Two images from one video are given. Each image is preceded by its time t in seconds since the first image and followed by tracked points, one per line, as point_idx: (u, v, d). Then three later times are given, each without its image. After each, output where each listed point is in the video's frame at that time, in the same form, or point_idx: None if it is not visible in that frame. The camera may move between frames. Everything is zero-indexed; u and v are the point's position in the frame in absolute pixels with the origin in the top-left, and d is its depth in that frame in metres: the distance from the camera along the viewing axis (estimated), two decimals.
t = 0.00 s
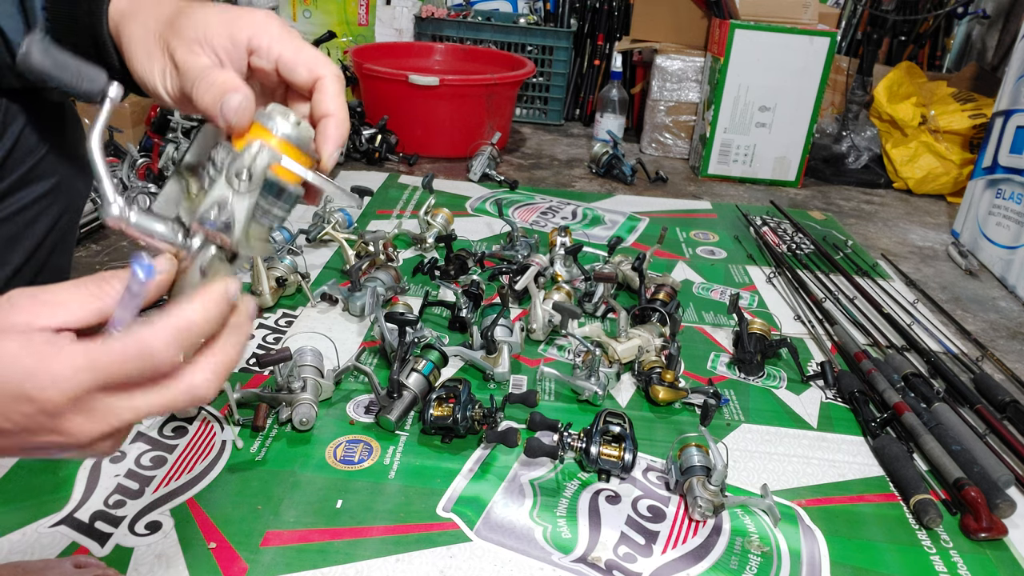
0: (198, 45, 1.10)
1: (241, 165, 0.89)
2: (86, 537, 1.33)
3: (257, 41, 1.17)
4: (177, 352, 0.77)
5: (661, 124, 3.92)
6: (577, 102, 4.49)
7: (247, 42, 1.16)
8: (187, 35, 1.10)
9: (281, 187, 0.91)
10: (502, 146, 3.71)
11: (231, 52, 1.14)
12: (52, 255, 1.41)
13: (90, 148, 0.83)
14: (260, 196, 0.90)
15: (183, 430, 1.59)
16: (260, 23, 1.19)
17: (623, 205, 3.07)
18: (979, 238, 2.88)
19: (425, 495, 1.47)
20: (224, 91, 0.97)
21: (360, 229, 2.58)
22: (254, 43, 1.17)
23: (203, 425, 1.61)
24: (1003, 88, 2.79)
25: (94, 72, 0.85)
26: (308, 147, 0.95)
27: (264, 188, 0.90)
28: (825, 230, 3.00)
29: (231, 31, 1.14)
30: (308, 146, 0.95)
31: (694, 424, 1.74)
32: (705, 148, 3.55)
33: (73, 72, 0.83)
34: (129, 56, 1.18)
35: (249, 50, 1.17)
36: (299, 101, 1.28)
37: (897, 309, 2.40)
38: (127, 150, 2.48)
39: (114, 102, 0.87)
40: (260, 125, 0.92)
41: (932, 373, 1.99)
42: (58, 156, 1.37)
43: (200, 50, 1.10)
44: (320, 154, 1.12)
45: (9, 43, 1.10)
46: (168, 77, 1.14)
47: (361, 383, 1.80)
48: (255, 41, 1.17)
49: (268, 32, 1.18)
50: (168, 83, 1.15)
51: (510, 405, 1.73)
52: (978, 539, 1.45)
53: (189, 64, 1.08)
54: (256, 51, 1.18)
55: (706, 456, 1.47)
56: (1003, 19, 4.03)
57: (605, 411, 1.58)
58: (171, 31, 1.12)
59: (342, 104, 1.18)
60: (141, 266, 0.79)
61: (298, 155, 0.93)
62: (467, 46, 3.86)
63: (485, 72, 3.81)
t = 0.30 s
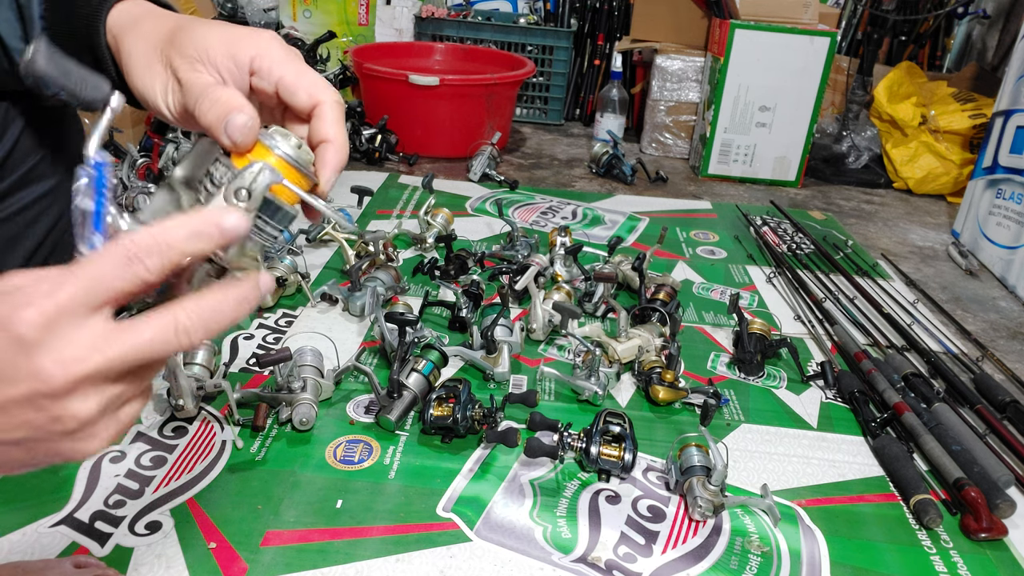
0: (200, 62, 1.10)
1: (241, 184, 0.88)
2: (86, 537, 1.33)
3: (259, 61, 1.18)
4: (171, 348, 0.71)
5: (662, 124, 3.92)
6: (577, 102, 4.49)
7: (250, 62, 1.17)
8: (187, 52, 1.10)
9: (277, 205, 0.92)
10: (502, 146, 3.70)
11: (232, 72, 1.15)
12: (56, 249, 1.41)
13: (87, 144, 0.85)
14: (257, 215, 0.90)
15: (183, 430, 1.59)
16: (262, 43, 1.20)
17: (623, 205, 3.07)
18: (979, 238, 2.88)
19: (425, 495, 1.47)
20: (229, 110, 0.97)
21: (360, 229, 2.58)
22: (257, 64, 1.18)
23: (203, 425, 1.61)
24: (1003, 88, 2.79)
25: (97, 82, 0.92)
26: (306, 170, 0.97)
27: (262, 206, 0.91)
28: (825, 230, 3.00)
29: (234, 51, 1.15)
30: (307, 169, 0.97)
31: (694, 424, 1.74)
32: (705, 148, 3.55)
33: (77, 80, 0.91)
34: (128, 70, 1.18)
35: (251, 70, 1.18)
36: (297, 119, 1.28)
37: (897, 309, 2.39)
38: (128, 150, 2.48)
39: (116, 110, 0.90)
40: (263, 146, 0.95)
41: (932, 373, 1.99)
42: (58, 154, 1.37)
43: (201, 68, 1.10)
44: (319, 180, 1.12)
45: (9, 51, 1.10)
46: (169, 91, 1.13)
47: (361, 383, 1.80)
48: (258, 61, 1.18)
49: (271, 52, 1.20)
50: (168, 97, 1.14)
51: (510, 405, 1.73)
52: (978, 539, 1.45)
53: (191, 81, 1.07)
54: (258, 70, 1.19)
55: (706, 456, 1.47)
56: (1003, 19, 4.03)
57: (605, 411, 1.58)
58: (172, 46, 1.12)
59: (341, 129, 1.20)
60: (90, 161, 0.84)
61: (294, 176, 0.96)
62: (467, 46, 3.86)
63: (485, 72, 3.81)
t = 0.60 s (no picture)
0: (190, 64, 1.06)
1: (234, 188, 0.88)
2: (86, 537, 1.33)
3: (251, 60, 1.12)
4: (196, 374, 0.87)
5: (661, 124, 3.92)
6: (577, 102, 4.50)
7: (241, 60, 1.12)
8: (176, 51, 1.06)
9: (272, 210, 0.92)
10: (502, 146, 3.70)
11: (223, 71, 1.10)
12: (55, 250, 1.40)
13: (69, 147, 0.85)
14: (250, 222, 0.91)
15: (183, 430, 1.59)
16: (254, 40, 1.15)
17: (623, 205, 3.07)
18: (979, 238, 2.88)
19: (425, 495, 1.47)
20: (222, 109, 0.94)
21: (360, 229, 2.58)
22: (249, 62, 1.12)
23: (203, 425, 1.61)
24: (1003, 88, 2.79)
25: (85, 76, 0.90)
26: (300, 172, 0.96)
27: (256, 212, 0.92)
28: (825, 230, 3.00)
29: (224, 48, 1.10)
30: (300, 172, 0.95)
31: (694, 424, 1.74)
32: (705, 148, 3.55)
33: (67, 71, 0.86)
34: (116, 74, 1.14)
35: (243, 69, 1.12)
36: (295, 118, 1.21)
37: (897, 309, 2.40)
38: (128, 150, 2.48)
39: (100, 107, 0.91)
40: (255, 147, 0.92)
41: (932, 373, 1.99)
42: (55, 157, 1.35)
43: (191, 68, 1.06)
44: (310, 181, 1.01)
45: None
46: (158, 95, 1.09)
47: (361, 383, 1.80)
48: (250, 59, 1.12)
49: (264, 50, 1.14)
50: (158, 101, 1.10)
51: (510, 405, 1.73)
52: (978, 539, 1.45)
53: (181, 81, 1.04)
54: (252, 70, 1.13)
55: (706, 456, 1.47)
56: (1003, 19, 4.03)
57: (605, 411, 1.58)
58: (161, 48, 1.08)
59: (333, 130, 1.10)
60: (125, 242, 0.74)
61: (288, 179, 0.94)
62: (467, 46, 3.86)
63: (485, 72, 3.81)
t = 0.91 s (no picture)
0: (206, 71, 1.06)
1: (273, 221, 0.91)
2: (86, 537, 1.34)
3: (268, 73, 1.14)
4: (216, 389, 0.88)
5: (662, 124, 3.92)
6: (577, 102, 4.50)
7: (258, 74, 1.13)
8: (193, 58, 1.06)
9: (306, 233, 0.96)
10: (502, 146, 3.71)
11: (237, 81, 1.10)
12: (51, 256, 1.39)
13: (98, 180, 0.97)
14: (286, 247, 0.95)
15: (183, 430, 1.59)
16: (268, 55, 1.15)
17: (623, 205, 3.07)
18: (979, 238, 2.88)
19: (425, 495, 1.47)
20: (238, 122, 0.95)
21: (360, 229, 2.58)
22: (264, 75, 1.14)
23: (203, 425, 1.61)
24: (1003, 88, 2.79)
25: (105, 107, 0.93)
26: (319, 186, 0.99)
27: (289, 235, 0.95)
28: (825, 230, 3.00)
29: (241, 60, 1.11)
30: (316, 183, 0.97)
31: (694, 424, 1.74)
32: (705, 149, 3.56)
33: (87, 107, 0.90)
34: (124, 75, 1.11)
35: (258, 82, 1.13)
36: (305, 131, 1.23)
37: (897, 309, 2.40)
38: (129, 150, 2.49)
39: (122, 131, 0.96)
40: (271, 161, 0.95)
41: (932, 373, 1.99)
42: (55, 162, 1.34)
43: (209, 77, 1.06)
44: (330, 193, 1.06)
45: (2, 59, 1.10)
46: (172, 100, 1.07)
47: (361, 383, 1.80)
48: (266, 72, 1.13)
49: (278, 62, 1.15)
50: (171, 107, 1.07)
51: (510, 405, 1.73)
52: (978, 539, 1.45)
53: (197, 88, 1.03)
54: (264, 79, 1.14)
55: (706, 456, 1.47)
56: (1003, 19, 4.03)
57: (605, 411, 1.58)
58: (177, 54, 1.08)
59: (349, 139, 1.12)
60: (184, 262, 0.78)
61: (304, 191, 0.96)
62: (467, 46, 3.86)
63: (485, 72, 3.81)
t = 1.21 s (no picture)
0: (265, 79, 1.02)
1: (355, 267, 0.88)
2: (86, 537, 1.34)
3: (325, 91, 1.08)
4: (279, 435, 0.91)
5: (661, 124, 3.92)
6: (577, 102, 4.50)
7: (312, 91, 1.07)
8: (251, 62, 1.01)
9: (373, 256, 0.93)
10: (502, 147, 3.71)
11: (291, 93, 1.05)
12: (46, 268, 1.17)
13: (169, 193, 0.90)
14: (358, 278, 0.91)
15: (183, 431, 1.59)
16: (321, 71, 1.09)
17: (623, 206, 3.07)
18: (979, 238, 2.88)
19: (425, 495, 1.47)
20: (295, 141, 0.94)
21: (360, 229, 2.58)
22: (319, 93, 1.08)
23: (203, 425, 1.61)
24: (1003, 88, 2.79)
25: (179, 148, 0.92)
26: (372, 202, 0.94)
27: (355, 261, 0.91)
28: (825, 230, 3.00)
29: (300, 76, 1.06)
30: (373, 211, 0.90)
31: (694, 424, 1.74)
32: (705, 149, 3.56)
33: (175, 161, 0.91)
34: (158, 63, 0.99)
35: (311, 100, 1.08)
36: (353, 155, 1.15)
37: (897, 309, 2.40)
38: (129, 151, 2.52)
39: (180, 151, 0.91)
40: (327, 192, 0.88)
41: (932, 373, 1.99)
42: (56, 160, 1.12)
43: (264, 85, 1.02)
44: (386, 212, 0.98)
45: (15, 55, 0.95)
46: (220, 102, 0.99)
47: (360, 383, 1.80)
48: (323, 91, 1.08)
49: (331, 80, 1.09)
50: (218, 110, 1.00)
51: (510, 405, 1.73)
52: (978, 539, 1.45)
53: (256, 95, 0.98)
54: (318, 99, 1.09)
55: (706, 456, 1.47)
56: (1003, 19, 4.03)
57: (605, 411, 1.58)
58: (236, 55, 1.01)
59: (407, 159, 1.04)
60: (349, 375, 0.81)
61: (365, 222, 0.89)
62: (467, 46, 3.85)
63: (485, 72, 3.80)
